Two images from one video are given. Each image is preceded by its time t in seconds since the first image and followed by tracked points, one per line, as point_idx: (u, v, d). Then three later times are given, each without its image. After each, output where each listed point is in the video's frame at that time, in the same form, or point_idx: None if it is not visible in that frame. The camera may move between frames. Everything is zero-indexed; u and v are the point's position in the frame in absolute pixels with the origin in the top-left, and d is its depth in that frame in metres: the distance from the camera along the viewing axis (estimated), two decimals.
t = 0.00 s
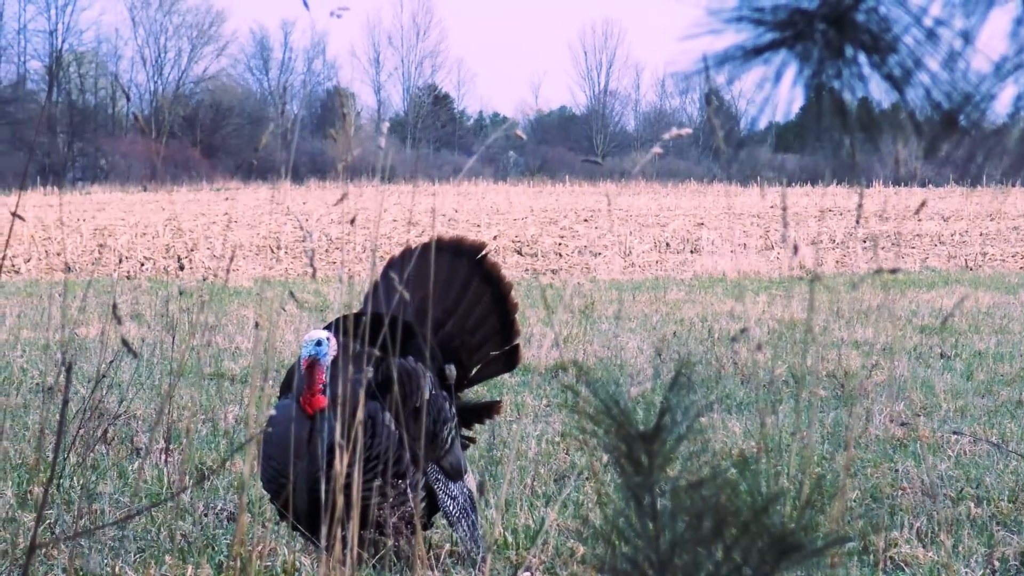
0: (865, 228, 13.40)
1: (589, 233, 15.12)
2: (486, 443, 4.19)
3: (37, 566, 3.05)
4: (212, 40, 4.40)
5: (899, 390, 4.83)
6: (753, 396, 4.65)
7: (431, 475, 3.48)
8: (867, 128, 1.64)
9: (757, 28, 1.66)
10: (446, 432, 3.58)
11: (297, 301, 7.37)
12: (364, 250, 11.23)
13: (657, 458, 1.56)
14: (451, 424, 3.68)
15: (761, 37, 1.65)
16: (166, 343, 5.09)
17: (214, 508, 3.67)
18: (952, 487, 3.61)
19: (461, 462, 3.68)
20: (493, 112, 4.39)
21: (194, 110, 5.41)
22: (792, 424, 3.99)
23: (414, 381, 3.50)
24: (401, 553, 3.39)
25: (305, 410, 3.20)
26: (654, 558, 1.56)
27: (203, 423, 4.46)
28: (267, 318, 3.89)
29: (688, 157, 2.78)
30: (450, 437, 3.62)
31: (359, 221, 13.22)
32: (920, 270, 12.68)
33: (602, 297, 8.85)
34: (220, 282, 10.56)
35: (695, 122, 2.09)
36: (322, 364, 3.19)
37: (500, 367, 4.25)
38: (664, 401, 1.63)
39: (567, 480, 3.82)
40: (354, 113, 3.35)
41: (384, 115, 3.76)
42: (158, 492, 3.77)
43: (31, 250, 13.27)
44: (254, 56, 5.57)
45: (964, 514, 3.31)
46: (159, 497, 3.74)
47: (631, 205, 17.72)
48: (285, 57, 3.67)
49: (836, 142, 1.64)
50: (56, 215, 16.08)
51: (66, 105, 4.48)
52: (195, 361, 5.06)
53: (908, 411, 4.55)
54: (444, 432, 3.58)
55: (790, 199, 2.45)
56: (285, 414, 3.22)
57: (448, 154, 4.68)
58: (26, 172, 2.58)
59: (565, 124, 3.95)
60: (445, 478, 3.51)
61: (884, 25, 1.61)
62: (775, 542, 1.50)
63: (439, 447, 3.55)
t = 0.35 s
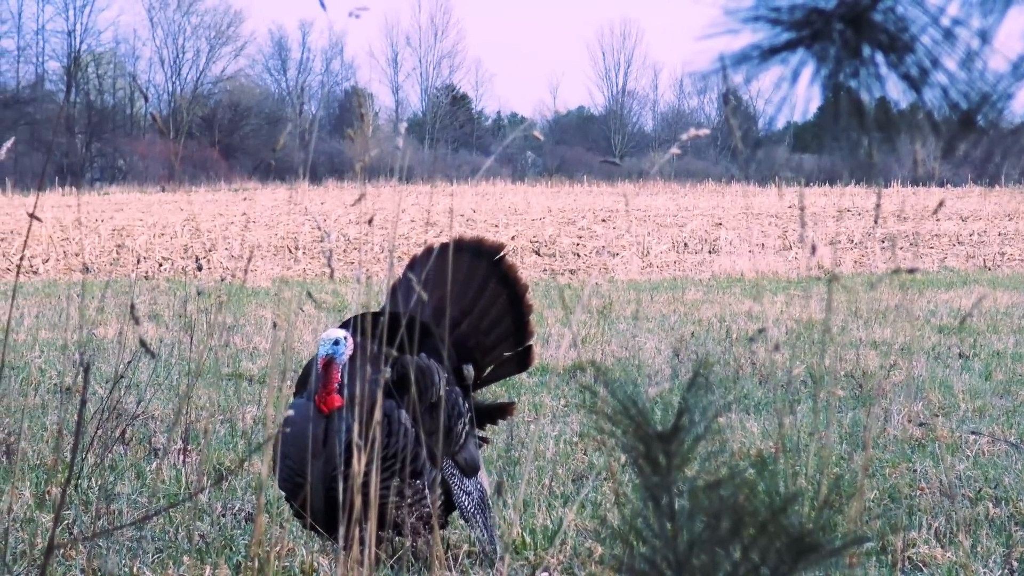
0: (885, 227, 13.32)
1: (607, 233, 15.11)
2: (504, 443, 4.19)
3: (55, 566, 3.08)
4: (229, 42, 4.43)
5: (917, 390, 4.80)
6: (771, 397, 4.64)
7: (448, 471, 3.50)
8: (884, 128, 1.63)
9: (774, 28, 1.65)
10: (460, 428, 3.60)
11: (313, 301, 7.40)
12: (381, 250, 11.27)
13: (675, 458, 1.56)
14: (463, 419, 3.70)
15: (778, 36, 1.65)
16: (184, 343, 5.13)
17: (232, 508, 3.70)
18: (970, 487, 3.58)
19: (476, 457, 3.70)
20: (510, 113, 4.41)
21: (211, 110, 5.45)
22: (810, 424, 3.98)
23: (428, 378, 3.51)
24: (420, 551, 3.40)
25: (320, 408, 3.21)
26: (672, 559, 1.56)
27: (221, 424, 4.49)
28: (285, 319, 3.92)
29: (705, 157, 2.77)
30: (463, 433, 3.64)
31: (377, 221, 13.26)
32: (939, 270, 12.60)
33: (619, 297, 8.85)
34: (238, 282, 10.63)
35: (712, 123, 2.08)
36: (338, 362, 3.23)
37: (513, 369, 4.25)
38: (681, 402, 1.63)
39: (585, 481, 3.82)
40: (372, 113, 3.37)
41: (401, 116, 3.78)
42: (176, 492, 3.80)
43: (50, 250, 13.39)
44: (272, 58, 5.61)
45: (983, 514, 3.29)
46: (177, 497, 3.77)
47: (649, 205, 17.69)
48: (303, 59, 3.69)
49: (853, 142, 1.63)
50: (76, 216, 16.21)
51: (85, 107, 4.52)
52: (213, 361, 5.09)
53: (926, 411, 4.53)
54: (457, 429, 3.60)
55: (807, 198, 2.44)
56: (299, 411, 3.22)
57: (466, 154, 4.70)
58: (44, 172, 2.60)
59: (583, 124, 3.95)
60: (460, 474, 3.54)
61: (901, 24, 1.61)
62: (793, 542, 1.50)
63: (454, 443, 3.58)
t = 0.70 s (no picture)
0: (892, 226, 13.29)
1: (615, 232, 15.13)
2: (512, 442, 4.20)
3: (63, 566, 3.09)
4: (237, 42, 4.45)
5: (925, 389, 4.79)
6: (778, 396, 4.63)
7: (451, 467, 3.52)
8: (891, 127, 1.62)
9: (780, 28, 1.66)
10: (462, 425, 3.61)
11: (321, 301, 7.42)
12: (387, 250, 11.28)
13: (682, 457, 1.56)
14: (464, 415, 3.71)
15: (785, 36, 1.65)
16: (192, 343, 5.14)
17: (240, 508, 3.71)
18: (978, 486, 3.57)
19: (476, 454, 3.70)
20: (518, 112, 4.40)
21: (219, 110, 5.46)
22: (818, 423, 3.97)
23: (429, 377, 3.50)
24: (426, 551, 3.40)
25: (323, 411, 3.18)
26: (679, 558, 1.57)
27: (228, 423, 4.50)
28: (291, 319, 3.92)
29: (712, 156, 2.77)
30: (464, 430, 3.65)
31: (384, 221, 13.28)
32: (947, 269, 12.57)
33: (626, 297, 8.84)
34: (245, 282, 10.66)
35: (719, 123, 2.08)
36: (342, 366, 3.22)
37: (510, 369, 4.28)
38: (688, 402, 1.64)
39: (592, 480, 3.82)
40: (379, 113, 3.37)
41: (408, 116, 3.79)
42: (183, 493, 3.81)
43: (58, 250, 13.45)
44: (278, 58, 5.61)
45: (990, 513, 3.28)
46: (184, 497, 3.79)
47: (656, 205, 17.68)
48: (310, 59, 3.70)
49: (860, 142, 1.62)
50: (83, 216, 16.27)
51: (92, 108, 4.54)
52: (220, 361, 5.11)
53: (934, 410, 4.52)
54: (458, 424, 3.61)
55: (815, 197, 2.44)
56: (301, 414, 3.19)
57: (473, 154, 4.70)
58: (51, 172, 2.61)
59: (590, 123, 3.95)
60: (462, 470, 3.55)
61: (908, 23, 1.60)
62: (800, 541, 1.50)
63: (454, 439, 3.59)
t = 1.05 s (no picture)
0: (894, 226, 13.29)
1: (617, 231, 15.13)
2: (514, 442, 4.20)
3: (65, 565, 3.09)
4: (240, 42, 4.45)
5: (927, 389, 4.79)
6: (780, 395, 4.63)
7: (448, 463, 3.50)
8: (894, 126, 1.62)
9: (783, 27, 1.65)
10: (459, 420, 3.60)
11: (323, 300, 7.42)
12: (390, 249, 11.29)
13: (685, 456, 1.57)
14: (462, 410, 3.68)
15: (787, 35, 1.65)
16: (193, 342, 5.15)
17: (242, 507, 3.72)
18: (980, 485, 3.58)
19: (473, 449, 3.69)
20: (521, 112, 4.40)
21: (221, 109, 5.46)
22: (819, 423, 3.97)
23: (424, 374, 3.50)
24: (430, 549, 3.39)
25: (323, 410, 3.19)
26: (682, 556, 1.57)
27: (230, 422, 4.50)
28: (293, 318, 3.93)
29: (715, 156, 2.77)
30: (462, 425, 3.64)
31: (386, 220, 13.28)
32: (949, 269, 12.56)
33: (628, 296, 8.84)
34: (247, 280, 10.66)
35: (722, 121, 2.08)
36: (342, 365, 3.26)
37: (508, 373, 4.26)
38: (690, 401, 1.64)
39: (594, 479, 3.82)
40: (381, 112, 3.37)
41: (411, 115, 3.79)
42: (185, 492, 3.81)
43: (60, 250, 13.46)
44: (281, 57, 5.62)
45: (992, 512, 3.28)
46: (187, 496, 3.80)
47: (658, 204, 17.68)
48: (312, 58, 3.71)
49: (863, 142, 1.62)
50: (85, 215, 16.28)
51: (95, 107, 4.54)
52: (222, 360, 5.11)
53: (936, 409, 4.52)
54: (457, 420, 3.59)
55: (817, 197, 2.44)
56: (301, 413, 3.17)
57: (475, 152, 4.71)
58: (54, 172, 2.61)
59: (592, 122, 3.96)
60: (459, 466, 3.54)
61: (911, 23, 1.60)
62: (802, 540, 1.50)
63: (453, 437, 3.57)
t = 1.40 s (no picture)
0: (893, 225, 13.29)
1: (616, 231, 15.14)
2: (513, 441, 4.20)
3: (64, 565, 3.09)
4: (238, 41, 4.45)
5: (926, 388, 4.79)
6: (780, 395, 4.62)
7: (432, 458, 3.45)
8: (892, 125, 1.61)
9: (781, 27, 1.65)
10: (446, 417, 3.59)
11: (322, 299, 7.42)
12: (389, 249, 11.28)
13: (684, 455, 1.57)
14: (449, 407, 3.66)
15: (786, 34, 1.64)
16: (192, 342, 5.15)
17: (241, 506, 3.72)
18: (979, 484, 3.58)
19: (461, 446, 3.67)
20: (519, 111, 4.40)
21: (219, 108, 5.46)
22: (819, 422, 3.97)
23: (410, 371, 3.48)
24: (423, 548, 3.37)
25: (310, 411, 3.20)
26: (681, 556, 1.57)
27: (229, 422, 4.50)
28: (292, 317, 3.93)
29: (713, 155, 2.77)
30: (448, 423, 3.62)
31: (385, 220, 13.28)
32: (947, 268, 12.57)
33: (627, 296, 8.83)
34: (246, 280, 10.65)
35: (720, 120, 2.08)
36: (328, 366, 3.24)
37: (502, 376, 4.26)
38: (689, 400, 1.64)
39: (593, 479, 3.82)
40: (380, 112, 3.37)
41: (410, 114, 3.79)
42: (184, 492, 3.81)
43: (58, 250, 13.45)
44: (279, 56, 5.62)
45: (991, 512, 3.28)
46: (185, 495, 3.80)
47: (657, 203, 17.68)
48: (311, 57, 3.71)
49: (861, 141, 1.61)
50: (84, 215, 16.27)
51: (93, 106, 4.54)
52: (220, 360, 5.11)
53: (935, 408, 4.53)
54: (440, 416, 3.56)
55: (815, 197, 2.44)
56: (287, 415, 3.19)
57: (474, 152, 4.70)
58: (52, 171, 2.61)
59: (591, 121, 3.96)
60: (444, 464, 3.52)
61: (909, 22, 1.60)
62: (802, 539, 1.50)
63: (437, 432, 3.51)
